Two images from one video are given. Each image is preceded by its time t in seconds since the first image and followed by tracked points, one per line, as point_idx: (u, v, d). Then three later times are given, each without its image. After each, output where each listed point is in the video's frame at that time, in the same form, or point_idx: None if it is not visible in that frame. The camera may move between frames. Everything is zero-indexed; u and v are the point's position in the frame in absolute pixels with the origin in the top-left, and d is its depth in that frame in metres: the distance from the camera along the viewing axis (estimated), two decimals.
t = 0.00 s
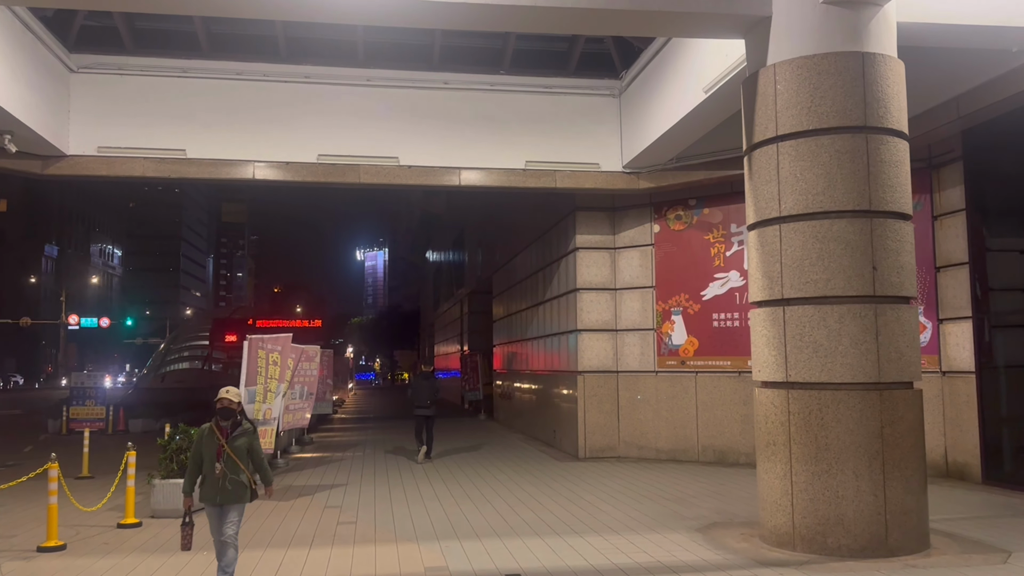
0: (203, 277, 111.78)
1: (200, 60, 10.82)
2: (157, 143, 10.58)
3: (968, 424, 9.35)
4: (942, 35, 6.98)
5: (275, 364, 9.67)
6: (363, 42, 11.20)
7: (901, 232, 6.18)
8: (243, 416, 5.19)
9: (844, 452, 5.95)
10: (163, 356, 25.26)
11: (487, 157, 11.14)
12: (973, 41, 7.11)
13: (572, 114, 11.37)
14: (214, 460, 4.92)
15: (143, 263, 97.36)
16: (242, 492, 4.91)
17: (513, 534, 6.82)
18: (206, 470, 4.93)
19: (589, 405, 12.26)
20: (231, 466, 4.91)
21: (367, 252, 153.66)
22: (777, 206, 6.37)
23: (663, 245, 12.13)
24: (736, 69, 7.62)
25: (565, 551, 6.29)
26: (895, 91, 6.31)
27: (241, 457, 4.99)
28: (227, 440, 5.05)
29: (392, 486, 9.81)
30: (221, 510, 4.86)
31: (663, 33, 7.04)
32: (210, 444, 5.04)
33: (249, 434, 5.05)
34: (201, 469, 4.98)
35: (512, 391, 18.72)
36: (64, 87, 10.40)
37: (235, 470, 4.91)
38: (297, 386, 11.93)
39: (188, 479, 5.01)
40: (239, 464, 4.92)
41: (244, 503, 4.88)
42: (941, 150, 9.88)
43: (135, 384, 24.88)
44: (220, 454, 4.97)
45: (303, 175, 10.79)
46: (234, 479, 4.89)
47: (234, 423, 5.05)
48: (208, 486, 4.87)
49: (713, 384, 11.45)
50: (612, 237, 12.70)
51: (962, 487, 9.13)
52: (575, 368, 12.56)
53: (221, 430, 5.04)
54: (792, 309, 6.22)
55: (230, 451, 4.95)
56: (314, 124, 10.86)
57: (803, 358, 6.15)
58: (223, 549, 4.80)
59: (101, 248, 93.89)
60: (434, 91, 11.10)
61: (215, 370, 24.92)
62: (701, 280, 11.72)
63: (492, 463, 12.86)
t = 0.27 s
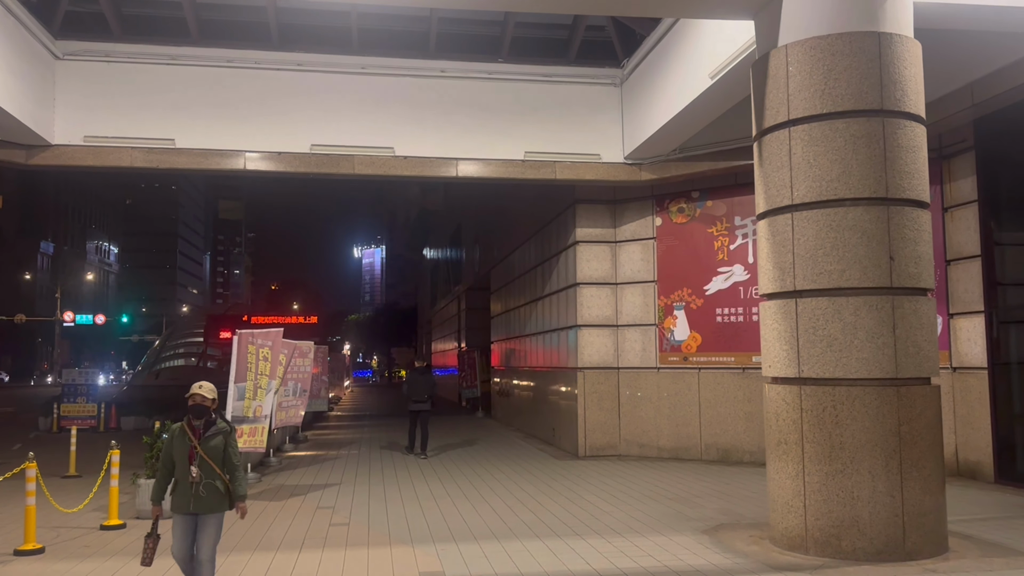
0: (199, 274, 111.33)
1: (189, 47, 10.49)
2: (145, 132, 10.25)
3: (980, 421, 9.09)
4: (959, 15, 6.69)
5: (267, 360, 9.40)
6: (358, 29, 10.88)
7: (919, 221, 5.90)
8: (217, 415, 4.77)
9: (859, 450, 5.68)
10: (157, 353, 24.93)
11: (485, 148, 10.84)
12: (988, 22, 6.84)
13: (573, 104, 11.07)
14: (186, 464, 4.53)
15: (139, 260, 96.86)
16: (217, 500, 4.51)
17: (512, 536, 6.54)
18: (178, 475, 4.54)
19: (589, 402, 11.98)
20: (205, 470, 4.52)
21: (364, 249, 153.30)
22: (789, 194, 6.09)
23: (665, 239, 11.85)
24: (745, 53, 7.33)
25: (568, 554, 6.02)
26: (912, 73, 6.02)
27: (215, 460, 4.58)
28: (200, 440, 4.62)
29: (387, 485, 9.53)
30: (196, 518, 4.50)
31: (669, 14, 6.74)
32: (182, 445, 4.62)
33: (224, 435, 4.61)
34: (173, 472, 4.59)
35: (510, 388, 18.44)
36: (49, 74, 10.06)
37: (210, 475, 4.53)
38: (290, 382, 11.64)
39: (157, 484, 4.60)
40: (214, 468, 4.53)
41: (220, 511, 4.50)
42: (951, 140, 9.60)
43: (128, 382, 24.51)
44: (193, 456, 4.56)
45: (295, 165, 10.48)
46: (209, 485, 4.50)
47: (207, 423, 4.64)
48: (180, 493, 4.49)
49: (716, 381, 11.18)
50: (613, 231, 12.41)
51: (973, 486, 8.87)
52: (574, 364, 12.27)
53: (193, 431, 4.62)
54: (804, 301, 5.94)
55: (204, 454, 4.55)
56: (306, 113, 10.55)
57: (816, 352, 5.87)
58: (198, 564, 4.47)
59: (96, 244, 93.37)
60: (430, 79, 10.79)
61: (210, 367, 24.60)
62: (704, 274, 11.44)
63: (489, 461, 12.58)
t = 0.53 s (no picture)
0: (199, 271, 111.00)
1: (180, 36, 10.15)
2: (134, 123, 9.91)
3: (997, 421, 8.79)
4: None
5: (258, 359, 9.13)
6: (354, 17, 10.56)
7: (943, 212, 5.59)
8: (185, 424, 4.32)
9: (880, 454, 5.38)
10: (155, 350, 24.63)
11: (485, 140, 10.52)
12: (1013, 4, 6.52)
13: (576, 95, 10.75)
14: (154, 482, 4.07)
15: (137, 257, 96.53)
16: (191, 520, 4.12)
17: (514, 543, 6.25)
18: (144, 496, 4.06)
19: (592, 402, 11.67)
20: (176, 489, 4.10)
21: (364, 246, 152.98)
22: (806, 184, 5.77)
23: (670, 234, 11.55)
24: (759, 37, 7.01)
25: (573, 563, 5.71)
26: (936, 56, 5.71)
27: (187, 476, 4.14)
28: (166, 453, 4.15)
29: (384, 488, 9.22)
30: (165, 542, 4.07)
31: None
32: (146, 460, 4.13)
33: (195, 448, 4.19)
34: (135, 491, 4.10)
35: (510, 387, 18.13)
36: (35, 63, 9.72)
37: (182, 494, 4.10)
38: (285, 381, 11.34)
39: (115, 504, 4.06)
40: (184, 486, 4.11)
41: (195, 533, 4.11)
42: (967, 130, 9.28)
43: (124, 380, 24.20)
44: (160, 473, 4.09)
45: (290, 158, 10.16)
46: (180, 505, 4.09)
47: (175, 434, 4.17)
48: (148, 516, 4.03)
49: (722, 380, 10.88)
50: (617, 226, 12.09)
51: (990, 489, 8.57)
52: (577, 362, 11.97)
53: (159, 443, 4.16)
54: (822, 297, 5.64)
55: (171, 469, 4.10)
56: (301, 104, 10.23)
57: (836, 351, 5.56)
58: None
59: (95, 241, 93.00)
60: (429, 69, 10.47)
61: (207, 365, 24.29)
62: (710, 270, 11.13)
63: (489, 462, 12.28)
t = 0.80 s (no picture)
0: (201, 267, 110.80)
1: (177, 21, 9.85)
2: (129, 111, 9.62)
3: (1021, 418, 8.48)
4: None
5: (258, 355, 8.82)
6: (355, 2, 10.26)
7: (976, 196, 5.29)
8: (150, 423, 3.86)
9: (910, 452, 5.08)
10: (157, 346, 24.43)
11: (490, 128, 10.22)
12: None
13: (583, 82, 10.44)
14: (108, 490, 3.62)
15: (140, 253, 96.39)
16: (150, 536, 3.66)
17: (522, 545, 5.97)
18: (96, 505, 3.62)
19: (600, 398, 11.39)
20: (133, 499, 3.64)
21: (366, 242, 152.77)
22: (831, 168, 5.47)
23: (680, 225, 11.24)
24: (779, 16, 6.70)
25: (586, 567, 5.43)
26: (968, 32, 5.39)
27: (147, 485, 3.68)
28: (125, 457, 3.70)
29: (386, 486, 8.95)
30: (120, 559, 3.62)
31: None
32: (101, 463, 3.69)
33: (158, 452, 3.74)
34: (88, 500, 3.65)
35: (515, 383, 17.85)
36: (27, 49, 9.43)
37: (140, 505, 3.65)
38: (285, 376, 11.07)
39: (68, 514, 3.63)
40: (143, 495, 3.65)
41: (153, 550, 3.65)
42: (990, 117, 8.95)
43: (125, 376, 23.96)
44: (116, 478, 3.65)
45: (289, 147, 9.87)
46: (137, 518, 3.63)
47: (136, 435, 3.73)
48: (101, 529, 3.59)
49: (734, 375, 10.58)
50: (625, 218, 11.78)
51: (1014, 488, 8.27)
52: (584, 358, 11.67)
53: (117, 444, 3.72)
54: (848, 287, 5.34)
55: (129, 476, 3.65)
56: (301, 91, 9.93)
57: (863, 344, 5.27)
58: None
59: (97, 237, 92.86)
60: (432, 55, 10.16)
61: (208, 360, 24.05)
62: (722, 262, 10.83)
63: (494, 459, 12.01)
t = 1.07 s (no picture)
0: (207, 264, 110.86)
1: (176, 10, 9.57)
2: (127, 101, 9.34)
3: None
4: None
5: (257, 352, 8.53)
6: None
7: (1019, 185, 4.97)
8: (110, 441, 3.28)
9: (950, 458, 4.77)
10: (161, 342, 24.19)
11: (499, 120, 9.92)
12: None
13: (595, 73, 10.13)
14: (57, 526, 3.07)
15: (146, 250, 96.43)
16: None
17: (535, 554, 5.68)
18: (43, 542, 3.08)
19: (611, 397, 11.09)
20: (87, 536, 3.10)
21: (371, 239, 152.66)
22: (864, 156, 5.15)
23: (694, 219, 10.92)
24: None
25: None
26: (1009, 11, 5.08)
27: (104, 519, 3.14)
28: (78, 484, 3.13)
29: (392, 489, 8.67)
30: None
31: None
32: (48, 493, 3.11)
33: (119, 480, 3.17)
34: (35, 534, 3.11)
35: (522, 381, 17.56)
36: (22, 38, 9.15)
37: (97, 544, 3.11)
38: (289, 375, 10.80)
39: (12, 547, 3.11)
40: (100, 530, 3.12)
41: None
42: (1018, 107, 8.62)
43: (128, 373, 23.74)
44: (67, 510, 3.09)
45: (291, 139, 9.59)
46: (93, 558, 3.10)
47: (94, 459, 3.16)
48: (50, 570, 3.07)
49: (749, 374, 10.27)
50: (636, 212, 11.47)
51: None
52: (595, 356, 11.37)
53: (70, 468, 3.14)
54: (883, 282, 5.03)
55: (84, 509, 3.10)
56: (304, 82, 9.65)
57: (898, 342, 4.96)
58: None
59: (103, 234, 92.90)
60: (439, 45, 9.87)
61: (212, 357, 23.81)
62: (737, 257, 10.51)
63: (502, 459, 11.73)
